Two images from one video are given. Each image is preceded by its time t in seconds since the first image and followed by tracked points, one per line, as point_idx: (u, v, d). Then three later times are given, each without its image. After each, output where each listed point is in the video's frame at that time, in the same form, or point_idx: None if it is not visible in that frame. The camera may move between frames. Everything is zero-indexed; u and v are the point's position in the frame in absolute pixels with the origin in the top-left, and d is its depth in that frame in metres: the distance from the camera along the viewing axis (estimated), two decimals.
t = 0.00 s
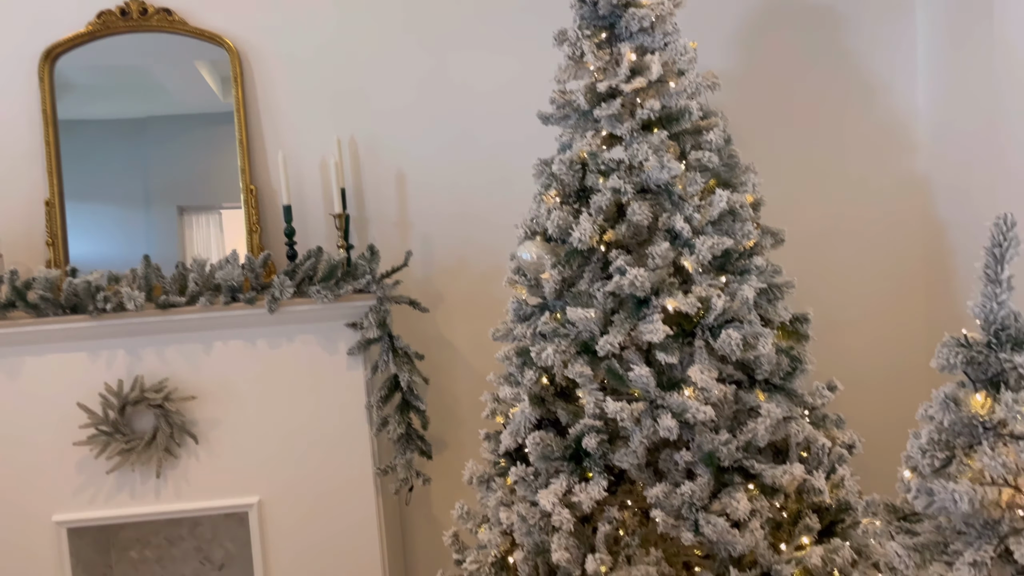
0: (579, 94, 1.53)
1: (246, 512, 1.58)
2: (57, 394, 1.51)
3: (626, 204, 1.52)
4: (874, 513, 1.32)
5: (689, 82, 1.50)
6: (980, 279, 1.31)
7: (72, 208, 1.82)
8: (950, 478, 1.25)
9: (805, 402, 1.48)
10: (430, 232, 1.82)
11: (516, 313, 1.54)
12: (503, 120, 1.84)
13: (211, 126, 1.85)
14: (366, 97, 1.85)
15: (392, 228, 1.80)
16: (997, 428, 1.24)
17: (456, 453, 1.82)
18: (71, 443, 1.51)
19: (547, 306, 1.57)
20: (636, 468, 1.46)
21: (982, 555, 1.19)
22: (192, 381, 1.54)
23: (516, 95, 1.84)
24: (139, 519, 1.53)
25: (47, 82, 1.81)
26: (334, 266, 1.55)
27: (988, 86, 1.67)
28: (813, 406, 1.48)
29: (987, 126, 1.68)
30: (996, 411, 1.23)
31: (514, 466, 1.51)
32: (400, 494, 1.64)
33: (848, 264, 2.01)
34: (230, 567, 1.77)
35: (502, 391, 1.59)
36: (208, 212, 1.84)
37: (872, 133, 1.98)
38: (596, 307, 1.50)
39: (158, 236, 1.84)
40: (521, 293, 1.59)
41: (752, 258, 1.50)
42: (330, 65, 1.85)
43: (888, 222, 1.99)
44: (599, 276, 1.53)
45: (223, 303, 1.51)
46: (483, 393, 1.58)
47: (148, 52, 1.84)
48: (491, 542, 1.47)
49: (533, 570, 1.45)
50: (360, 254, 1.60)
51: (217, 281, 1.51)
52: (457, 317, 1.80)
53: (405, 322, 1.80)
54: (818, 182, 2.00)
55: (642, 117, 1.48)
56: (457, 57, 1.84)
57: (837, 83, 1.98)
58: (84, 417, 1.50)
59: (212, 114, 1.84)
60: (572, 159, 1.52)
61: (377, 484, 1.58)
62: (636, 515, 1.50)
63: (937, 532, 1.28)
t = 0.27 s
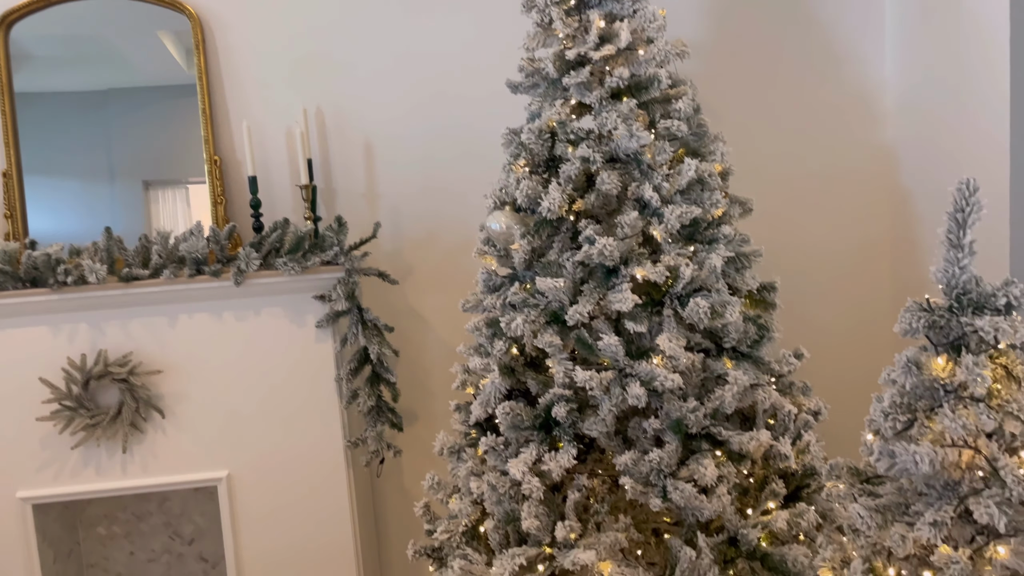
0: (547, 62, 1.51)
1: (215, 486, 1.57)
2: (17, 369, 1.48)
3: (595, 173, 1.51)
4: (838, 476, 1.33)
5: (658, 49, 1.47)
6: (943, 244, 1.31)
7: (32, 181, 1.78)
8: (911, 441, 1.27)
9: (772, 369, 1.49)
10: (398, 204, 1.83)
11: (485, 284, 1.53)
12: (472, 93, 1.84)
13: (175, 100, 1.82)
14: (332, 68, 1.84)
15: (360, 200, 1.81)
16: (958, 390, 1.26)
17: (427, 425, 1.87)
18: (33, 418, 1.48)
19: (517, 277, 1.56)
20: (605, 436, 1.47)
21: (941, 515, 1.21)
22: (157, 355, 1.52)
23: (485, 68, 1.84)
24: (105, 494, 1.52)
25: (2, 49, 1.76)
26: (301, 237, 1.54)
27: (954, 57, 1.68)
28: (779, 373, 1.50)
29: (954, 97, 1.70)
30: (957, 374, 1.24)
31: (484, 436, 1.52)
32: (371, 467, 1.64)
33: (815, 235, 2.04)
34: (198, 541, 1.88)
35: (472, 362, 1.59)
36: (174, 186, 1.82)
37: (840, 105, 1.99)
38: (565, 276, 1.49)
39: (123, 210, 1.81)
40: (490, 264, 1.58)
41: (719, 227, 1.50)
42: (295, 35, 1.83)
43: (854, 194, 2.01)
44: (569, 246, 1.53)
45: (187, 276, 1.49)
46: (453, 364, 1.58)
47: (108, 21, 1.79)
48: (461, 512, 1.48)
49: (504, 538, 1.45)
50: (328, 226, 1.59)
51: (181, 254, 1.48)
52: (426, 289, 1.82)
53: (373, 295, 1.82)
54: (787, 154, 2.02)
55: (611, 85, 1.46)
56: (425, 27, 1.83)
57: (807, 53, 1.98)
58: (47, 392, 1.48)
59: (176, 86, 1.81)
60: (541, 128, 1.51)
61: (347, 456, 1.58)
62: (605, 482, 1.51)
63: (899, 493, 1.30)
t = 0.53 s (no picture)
0: (517, 27, 1.50)
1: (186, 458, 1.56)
2: None
3: (564, 141, 1.50)
4: (803, 438, 1.35)
5: (627, 15, 1.45)
6: (907, 208, 1.31)
7: None
8: (874, 402, 1.29)
9: (740, 335, 1.50)
10: (366, 173, 1.84)
11: (455, 253, 1.53)
12: (442, 60, 1.83)
13: (139, 70, 1.78)
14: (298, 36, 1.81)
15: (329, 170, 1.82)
16: (920, 352, 1.27)
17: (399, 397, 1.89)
18: None
19: (487, 247, 1.55)
20: (576, 403, 1.48)
21: (903, 474, 1.24)
22: (123, 327, 1.51)
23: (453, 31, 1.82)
24: (74, 467, 1.51)
25: None
26: (268, 207, 1.52)
27: (921, 24, 1.70)
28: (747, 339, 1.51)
29: (920, 63, 1.72)
30: (919, 336, 1.25)
31: (455, 405, 1.52)
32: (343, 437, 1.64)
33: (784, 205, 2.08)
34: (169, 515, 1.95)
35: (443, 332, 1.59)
36: (139, 158, 1.79)
37: (809, 73, 2.01)
38: (536, 244, 1.49)
39: (88, 182, 1.77)
40: (461, 233, 1.57)
41: (689, 194, 1.50)
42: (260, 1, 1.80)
43: (823, 161, 2.05)
44: (539, 214, 1.52)
45: (152, 247, 1.47)
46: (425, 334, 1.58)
47: None
48: (433, 480, 1.48)
49: (475, 505, 1.46)
50: (296, 195, 1.57)
51: (145, 224, 1.45)
52: (396, 258, 1.85)
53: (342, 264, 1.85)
54: (758, 124, 2.03)
55: (580, 51, 1.44)
56: None
57: (777, 23, 1.99)
58: (10, 365, 1.46)
59: (140, 56, 1.77)
60: (510, 95, 1.49)
61: (319, 427, 1.58)
62: (576, 449, 1.52)
63: (862, 454, 1.33)
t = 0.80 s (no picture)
0: None
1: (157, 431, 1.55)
2: None
3: (536, 107, 1.48)
4: (771, 401, 1.36)
5: None
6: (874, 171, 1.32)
7: None
8: (840, 364, 1.31)
9: (711, 301, 1.51)
10: (337, 142, 1.84)
11: (427, 222, 1.51)
12: (415, 25, 1.82)
13: (103, 38, 1.74)
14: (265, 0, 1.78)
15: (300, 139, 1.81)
16: (886, 315, 1.28)
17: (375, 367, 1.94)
18: None
19: (459, 215, 1.54)
20: (549, 370, 1.48)
21: (868, 434, 1.25)
22: (90, 298, 1.49)
23: None
24: (43, 440, 1.49)
25: None
26: (236, 175, 1.50)
27: None
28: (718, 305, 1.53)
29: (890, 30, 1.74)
30: (885, 298, 1.26)
31: (428, 373, 1.53)
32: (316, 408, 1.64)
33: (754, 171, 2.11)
34: (141, 486, 1.97)
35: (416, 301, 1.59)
36: (106, 129, 1.76)
37: (782, 36, 2.03)
38: (508, 212, 1.48)
39: (53, 152, 1.73)
40: (432, 201, 1.57)
41: (660, 161, 1.50)
42: None
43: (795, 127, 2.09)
44: (510, 181, 1.51)
45: (117, 217, 1.45)
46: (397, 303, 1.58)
47: None
48: (407, 448, 1.49)
49: (449, 472, 1.47)
50: (263, 163, 1.57)
51: (110, 193, 1.43)
52: (368, 228, 1.87)
53: (313, 233, 1.86)
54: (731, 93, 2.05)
55: (551, 15, 1.43)
56: None
57: None
58: None
59: (104, 24, 1.73)
60: (480, 60, 1.48)
61: (292, 398, 1.58)
62: (549, 415, 1.53)
63: (829, 416, 1.34)
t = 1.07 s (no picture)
0: None
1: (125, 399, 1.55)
2: None
3: (506, 68, 1.46)
4: (739, 360, 1.37)
5: None
6: (842, 131, 1.32)
7: None
8: (807, 322, 1.32)
9: (682, 264, 1.52)
10: (305, 106, 1.81)
11: (396, 185, 1.49)
12: None
13: None
14: None
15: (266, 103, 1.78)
16: (853, 274, 1.29)
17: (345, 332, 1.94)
18: None
19: (429, 178, 1.53)
20: (520, 333, 1.48)
21: (834, 392, 1.26)
22: (52, 265, 1.46)
23: None
24: (10, 410, 1.49)
25: None
26: (201, 138, 1.46)
27: None
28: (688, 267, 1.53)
29: None
30: (852, 257, 1.27)
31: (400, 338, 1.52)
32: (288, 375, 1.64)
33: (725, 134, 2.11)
34: (112, 456, 1.96)
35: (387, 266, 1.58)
36: (70, 95, 1.71)
37: None
38: (478, 175, 1.47)
39: (13, 119, 1.69)
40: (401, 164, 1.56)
41: (631, 123, 1.49)
42: None
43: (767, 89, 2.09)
44: (481, 144, 1.50)
45: (79, 182, 1.41)
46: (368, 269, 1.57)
47: None
48: (380, 413, 1.49)
49: (422, 436, 1.48)
50: (230, 126, 1.53)
51: (71, 156, 1.39)
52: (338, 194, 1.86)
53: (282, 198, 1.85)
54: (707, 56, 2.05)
55: None
56: None
57: None
58: None
59: None
60: (449, 20, 1.45)
61: (263, 365, 1.57)
62: (522, 379, 1.54)
63: (796, 374, 1.35)
